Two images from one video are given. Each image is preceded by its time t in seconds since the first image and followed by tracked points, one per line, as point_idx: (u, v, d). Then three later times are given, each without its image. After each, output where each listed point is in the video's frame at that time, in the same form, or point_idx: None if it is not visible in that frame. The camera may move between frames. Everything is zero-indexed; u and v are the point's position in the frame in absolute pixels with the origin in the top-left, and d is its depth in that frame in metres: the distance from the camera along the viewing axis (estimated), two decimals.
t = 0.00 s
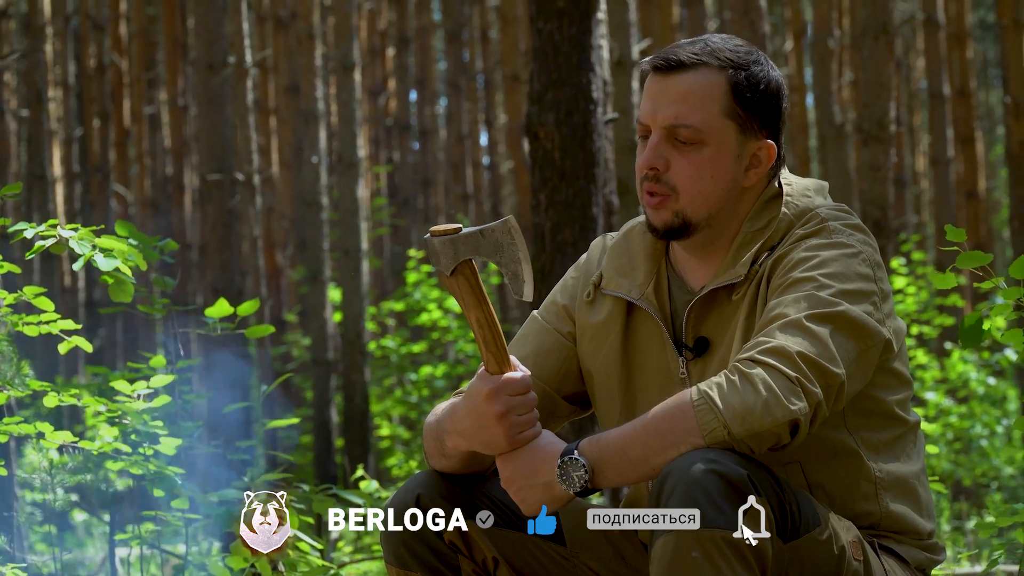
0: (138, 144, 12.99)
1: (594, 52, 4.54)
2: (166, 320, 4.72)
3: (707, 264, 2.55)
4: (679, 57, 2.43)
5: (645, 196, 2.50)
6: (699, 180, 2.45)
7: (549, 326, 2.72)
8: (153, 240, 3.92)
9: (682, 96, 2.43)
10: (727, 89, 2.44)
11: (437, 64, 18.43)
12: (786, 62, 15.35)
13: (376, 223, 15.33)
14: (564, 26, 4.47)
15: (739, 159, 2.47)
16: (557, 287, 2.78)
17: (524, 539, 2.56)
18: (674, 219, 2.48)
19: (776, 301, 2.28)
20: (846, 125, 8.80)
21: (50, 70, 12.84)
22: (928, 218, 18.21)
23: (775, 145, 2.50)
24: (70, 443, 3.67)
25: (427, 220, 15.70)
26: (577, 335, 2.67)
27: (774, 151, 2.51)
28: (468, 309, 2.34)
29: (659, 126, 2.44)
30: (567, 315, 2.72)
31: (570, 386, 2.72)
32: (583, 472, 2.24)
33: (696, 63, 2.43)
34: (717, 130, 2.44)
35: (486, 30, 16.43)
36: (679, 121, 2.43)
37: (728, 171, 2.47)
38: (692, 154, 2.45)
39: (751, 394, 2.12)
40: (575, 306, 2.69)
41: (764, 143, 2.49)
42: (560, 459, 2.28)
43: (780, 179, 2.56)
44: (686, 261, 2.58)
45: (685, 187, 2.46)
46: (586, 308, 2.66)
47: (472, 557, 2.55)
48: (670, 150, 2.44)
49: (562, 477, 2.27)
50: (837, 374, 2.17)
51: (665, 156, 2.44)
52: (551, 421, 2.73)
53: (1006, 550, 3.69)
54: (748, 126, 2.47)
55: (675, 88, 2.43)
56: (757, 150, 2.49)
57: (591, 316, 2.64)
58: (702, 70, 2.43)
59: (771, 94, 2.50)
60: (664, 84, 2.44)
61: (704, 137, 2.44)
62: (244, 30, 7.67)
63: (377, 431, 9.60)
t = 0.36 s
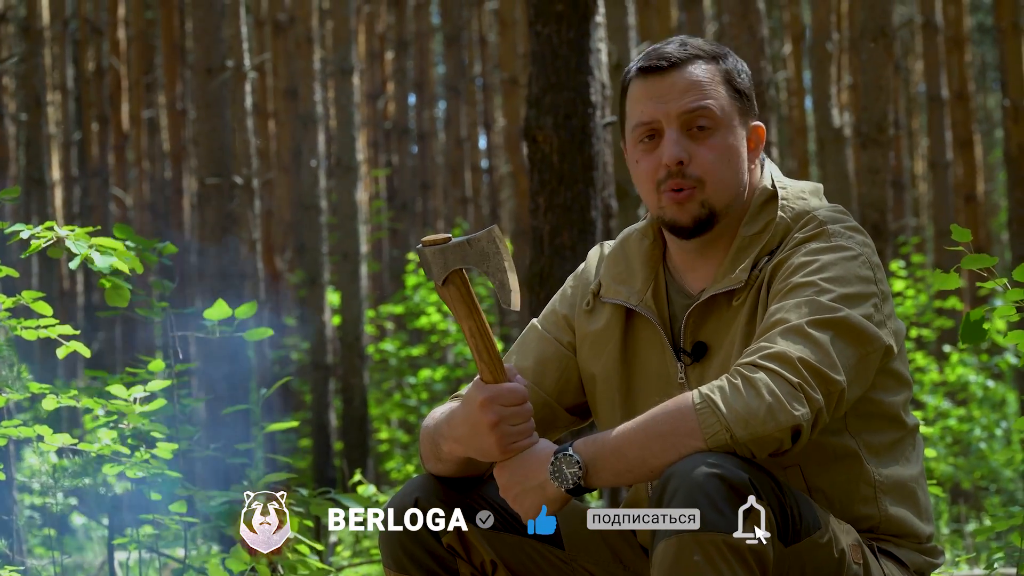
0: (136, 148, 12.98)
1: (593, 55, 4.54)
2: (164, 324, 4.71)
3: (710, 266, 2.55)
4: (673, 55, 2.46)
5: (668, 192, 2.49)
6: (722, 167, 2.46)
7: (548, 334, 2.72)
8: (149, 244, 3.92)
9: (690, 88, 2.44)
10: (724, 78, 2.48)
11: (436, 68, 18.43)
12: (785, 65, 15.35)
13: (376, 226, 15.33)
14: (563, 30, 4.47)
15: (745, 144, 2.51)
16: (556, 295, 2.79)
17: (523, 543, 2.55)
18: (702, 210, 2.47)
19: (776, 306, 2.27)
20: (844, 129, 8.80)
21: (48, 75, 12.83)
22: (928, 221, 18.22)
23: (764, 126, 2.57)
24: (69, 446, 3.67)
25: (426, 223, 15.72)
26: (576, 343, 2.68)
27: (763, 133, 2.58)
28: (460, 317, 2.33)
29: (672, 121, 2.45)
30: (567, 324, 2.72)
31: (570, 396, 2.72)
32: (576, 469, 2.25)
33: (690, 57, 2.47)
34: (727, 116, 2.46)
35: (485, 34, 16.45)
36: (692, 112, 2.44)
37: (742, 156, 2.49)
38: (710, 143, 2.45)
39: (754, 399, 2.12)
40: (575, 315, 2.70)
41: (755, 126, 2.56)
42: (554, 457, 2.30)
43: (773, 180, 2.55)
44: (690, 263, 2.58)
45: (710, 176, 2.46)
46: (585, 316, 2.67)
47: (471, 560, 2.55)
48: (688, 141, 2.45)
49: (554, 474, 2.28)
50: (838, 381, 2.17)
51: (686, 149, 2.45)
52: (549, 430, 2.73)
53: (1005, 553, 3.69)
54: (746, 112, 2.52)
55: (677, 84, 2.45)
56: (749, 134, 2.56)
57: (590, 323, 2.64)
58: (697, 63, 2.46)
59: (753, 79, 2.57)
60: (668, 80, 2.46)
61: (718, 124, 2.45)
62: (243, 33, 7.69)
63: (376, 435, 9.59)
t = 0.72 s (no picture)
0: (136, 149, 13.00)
1: (593, 56, 4.55)
2: (163, 325, 4.70)
3: (699, 265, 2.55)
4: (633, 68, 2.44)
5: (639, 207, 2.49)
6: (689, 178, 2.45)
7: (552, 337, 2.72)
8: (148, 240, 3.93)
9: (651, 102, 2.43)
10: (688, 86, 2.44)
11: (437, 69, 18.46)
12: (785, 68, 15.37)
13: (376, 227, 15.35)
14: (563, 31, 4.48)
15: (716, 148, 2.48)
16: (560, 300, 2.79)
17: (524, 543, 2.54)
18: (673, 222, 2.48)
19: (770, 301, 2.28)
20: (844, 131, 8.80)
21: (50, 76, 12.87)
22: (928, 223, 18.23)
23: (743, 125, 2.50)
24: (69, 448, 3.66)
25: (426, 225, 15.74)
26: (579, 345, 2.68)
27: (743, 130, 2.51)
28: (496, 334, 2.32)
29: (635, 137, 2.44)
30: (570, 326, 2.73)
31: (575, 401, 2.72)
32: (583, 486, 2.24)
33: (651, 69, 2.44)
34: (692, 125, 2.44)
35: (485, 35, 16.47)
36: (653, 126, 2.43)
37: (711, 163, 2.47)
38: (676, 155, 2.44)
39: (752, 395, 2.12)
40: (577, 317, 2.70)
41: (732, 126, 2.50)
42: (559, 476, 2.29)
43: (760, 178, 2.55)
44: (679, 264, 2.58)
45: (676, 189, 2.45)
46: (587, 320, 2.67)
47: (472, 560, 2.54)
48: (652, 156, 2.44)
49: (561, 491, 2.27)
50: (832, 369, 2.16)
51: (651, 164, 2.44)
52: (554, 435, 2.71)
53: (1006, 554, 3.69)
54: (717, 115, 2.48)
55: (639, 98, 2.43)
56: (727, 135, 2.50)
57: (591, 327, 2.65)
58: (660, 75, 2.43)
59: (726, 77, 2.51)
60: (628, 96, 2.44)
61: (682, 135, 2.43)
62: (243, 35, 7.71)
63: (376, 437, 9.59)
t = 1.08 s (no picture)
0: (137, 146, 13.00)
1: (594, 54, 4.55)
2: (163, 324, 4.70)
3: (695, 265, 2.56)
4: (625, 71, 2.44)
5: (638, 209, 2.50)
6: (686, 178, 2.46)
7: (550, 339, 2.73)
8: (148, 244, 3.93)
9: (645, 103, 2.43)
10: (681, 84, 2.45)
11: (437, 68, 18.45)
12: (785, 66, 15.37)
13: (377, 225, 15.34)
14: (564, 30, 4.48)
15: (711, 146, 2.49)
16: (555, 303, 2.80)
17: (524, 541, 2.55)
18: (672, 222, 2.48)
19: (769, 300, 2.28)
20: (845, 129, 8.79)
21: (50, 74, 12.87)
22: (929, 221, 18.24)
23: (735, 122, 2.54)
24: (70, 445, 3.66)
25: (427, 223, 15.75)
26: (574, 346, 2.68)
27: (736, 127, 2.54)
28: (520, 324, 2.38)
29: (632, 139, 2.44)
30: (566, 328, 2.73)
31: (571, 402, 2.73)
32: (587, 486, 2.24)
33: (642, 70, 2.44)
34: (686, 124, 2.45)
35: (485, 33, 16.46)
36: (649, 126, 2.43)
37: (707, 162, 2.48)
38: (672, 156, 2.45)
39: (755, 391, 2.12)
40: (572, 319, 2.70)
41: (725, 123, 2.53)
42: (564, 480, 2.28)
43: (752, 177, 2.57)
44: (676, 265, 2.59)
45: (675, 189, 2.46)
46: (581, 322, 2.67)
47: (472, 558, 2.55)
48: (649, 157, 2.45)
49: (566, 491, 2.27)
50: (834, 366, 2.16)
51: (648, 166, 2.45)
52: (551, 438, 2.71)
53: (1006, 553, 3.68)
54: (710, 113, 2.49)
55: (633, 101, 2.43)
56: (720, 132, 2.53)
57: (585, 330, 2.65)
58: (652, 76, 2.44)
59: (715, 75, 2.53)
60: (622, 98, 2.44)
61: (677, 135, 2.44)
62: (243, 33, 7.71)
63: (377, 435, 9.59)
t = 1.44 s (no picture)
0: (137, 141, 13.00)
1: (594, 50, 4.54)
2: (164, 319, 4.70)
3: (694, 264, 2.57)
4: (620, 70, 2.44)
5: (620, 209, 2.51)
6: (670, 183, 2.46)
7: (545, 335, 2.71)
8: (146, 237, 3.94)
9: (635, 105, 2.43)
10: (675, 88, 2.45)
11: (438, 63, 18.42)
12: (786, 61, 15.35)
13: (377, 220, 15.34)
14: (564, 25, 4.48)
15: (703, 152, 2.49)
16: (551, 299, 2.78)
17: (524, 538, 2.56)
18: (654, 224, 2.49)
19: (767, 297, 2.28)
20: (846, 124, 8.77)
21: (51, 69, 12.88)
22: (929, 216, 18.22)
23: (733, 130, 2.53)
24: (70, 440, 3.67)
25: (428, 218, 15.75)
26: (570, 344, 2.67)
27: (734, 134, 2.53)
28: (467, 317, 2.32)
29: (618, 139, 2.44)
30: (562, 325, 2.72)
31: (566, 397, 2.72)
32: (592, 479, 2.22)
33: (637, 71, 2.44)
34: (676, 130, 2.45)
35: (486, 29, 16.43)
36: (638, 129, 2.43)
37: (695, 168, 2.48)
38: (657, 160, 2.46)
39: (753, 387, 2.13)
40: (569, 316, 2.70)
41: (723, 129, 2.52)
42: (568, 471, 2.27)
43: (752, 175, 2.58)
44: (673, 264, 2.59)
45: (657, 193, 2.47)
46: (578, 320, 2.67)
47: (472, 555, 2.56)
48: (635, 159, 2.45)
49: (568, 484, 2.26)
50: (834, 361, 2.17)
51: (632, 167, 2.45)
52: (545, 432, 2.70)
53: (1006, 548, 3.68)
54: (704, 120, 2.49)
55: (624, 101, 2.43)
56: (716, 139, 2.52)
57: (583, 327, 2.64)
58: (645, 77, 2.44)
59: (715, 80, 2.52)
60: (613, 98, 2.44)
61: (665, 140, 2.45)
62: (244, 28, 7.71)
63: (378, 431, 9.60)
